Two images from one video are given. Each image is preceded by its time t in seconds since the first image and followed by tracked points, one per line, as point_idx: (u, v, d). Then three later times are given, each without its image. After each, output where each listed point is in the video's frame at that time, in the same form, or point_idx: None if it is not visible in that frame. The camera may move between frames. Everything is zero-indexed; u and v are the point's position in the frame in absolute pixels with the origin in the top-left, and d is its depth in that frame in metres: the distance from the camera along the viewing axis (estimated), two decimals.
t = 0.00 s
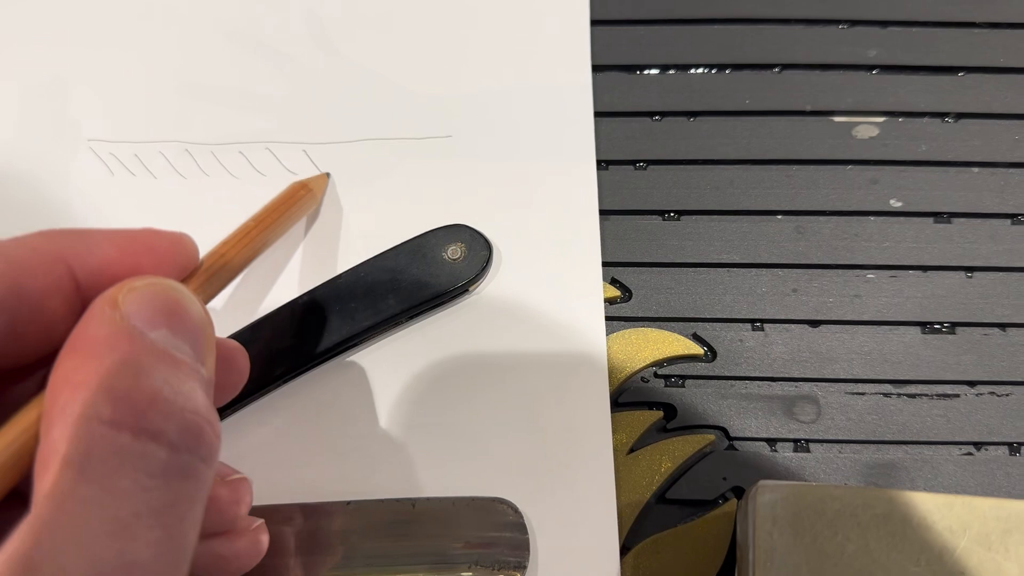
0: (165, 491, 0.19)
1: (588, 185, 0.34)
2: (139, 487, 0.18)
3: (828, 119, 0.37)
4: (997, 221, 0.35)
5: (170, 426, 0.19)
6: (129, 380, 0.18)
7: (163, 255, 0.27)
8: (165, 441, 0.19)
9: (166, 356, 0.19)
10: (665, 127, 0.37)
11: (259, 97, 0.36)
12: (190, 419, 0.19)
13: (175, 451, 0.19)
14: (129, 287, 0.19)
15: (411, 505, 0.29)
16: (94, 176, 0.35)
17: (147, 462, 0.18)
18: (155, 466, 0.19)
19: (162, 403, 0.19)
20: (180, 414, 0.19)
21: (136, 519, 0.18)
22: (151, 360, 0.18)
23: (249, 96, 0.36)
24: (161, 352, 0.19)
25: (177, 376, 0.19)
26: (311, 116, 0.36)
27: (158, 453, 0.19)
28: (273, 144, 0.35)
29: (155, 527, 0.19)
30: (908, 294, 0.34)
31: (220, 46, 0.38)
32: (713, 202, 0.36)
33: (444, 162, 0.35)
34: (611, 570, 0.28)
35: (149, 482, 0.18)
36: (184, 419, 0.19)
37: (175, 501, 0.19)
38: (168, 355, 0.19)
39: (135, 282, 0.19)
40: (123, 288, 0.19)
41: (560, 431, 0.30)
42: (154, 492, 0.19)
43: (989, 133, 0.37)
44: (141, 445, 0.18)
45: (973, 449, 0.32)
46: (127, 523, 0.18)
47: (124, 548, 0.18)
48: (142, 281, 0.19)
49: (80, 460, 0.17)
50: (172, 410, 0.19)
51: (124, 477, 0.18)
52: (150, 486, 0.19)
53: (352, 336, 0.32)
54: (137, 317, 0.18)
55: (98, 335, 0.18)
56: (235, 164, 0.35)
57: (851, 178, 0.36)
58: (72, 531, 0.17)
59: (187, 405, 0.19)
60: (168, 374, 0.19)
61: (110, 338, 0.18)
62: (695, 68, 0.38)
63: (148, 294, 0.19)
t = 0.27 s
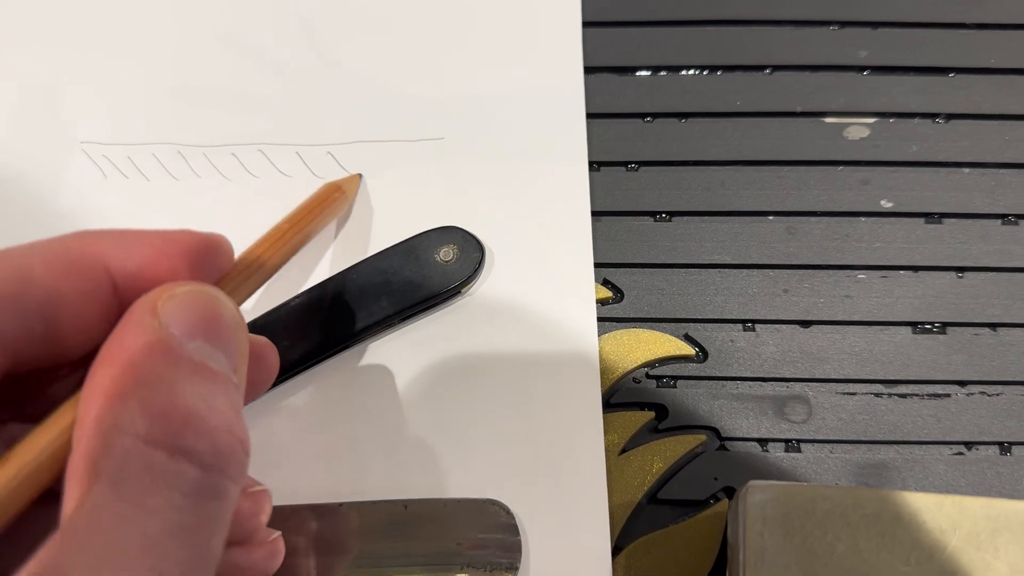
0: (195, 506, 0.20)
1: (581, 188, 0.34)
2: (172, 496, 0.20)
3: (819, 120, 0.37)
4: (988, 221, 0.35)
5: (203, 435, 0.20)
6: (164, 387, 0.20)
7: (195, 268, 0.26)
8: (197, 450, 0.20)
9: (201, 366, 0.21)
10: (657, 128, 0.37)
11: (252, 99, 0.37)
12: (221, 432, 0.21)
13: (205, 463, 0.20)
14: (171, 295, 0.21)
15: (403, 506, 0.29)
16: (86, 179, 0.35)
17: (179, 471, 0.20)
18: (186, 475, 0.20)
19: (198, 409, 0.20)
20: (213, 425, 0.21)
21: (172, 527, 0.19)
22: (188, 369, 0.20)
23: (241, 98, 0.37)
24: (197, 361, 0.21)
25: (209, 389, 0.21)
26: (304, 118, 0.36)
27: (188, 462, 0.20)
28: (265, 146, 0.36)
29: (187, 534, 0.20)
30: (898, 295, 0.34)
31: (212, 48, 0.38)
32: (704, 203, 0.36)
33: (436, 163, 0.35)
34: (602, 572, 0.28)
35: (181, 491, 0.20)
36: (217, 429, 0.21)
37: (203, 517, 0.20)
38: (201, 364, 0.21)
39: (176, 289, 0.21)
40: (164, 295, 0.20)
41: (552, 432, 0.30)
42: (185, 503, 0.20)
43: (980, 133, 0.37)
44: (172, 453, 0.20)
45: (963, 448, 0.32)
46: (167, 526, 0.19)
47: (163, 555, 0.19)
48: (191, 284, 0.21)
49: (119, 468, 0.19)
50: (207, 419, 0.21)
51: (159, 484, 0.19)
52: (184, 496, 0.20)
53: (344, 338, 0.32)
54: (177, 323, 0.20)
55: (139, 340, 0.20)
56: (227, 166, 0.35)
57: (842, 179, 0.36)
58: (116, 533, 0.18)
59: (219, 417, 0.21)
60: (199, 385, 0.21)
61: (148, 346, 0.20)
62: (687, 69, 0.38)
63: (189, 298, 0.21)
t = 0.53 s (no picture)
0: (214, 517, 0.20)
1: (571, 188, 0.34)
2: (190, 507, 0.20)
3: (809, 121, 0.37)
4: (977, 222, 0.35)
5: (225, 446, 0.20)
6: (185, 395, 0.20)
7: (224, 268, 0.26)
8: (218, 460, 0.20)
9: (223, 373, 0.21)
10: (647, 129, 0.37)
11: (243, 100, 0.36)
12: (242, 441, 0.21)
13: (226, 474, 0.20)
14: (197, 296, 0.20)
15: (391, 508, 0.29)
16: (75, 180, 0.35)
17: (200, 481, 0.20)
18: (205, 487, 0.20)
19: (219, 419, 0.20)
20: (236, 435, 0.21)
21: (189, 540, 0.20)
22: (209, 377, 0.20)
23: (231, 99, 0.36)
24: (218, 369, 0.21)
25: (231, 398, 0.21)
26: (294, 119, 0.36)
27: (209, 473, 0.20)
28: (255, 147, 0.35)
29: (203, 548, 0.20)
30: (888, 295, 0.34)
31: (202, 50, 0.38)
32: (694, 204, 0.36)
33: (426, 164, 0.35)
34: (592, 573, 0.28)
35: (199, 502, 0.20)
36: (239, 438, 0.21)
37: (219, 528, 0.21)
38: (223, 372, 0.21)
39: (205, 293, 0.21)
40: (193, 299, 0.20)
41: (543, 433, 0.30)
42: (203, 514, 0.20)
43: (969, 133, 0.37)
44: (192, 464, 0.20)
45: (953, 449, 0.32)
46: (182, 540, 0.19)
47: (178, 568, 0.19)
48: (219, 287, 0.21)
49: (138, 477, 0.19)
50: (229, 428, 0.21)
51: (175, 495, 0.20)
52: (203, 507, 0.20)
53: (333, 340, 0.32)
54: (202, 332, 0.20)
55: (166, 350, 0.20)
56: (217, 167, 0.35)
57: (832, 179, 0.36)
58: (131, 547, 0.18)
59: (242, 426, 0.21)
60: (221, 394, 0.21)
61: (173, 352, 0.20)
62: (677, 70, 0.38)
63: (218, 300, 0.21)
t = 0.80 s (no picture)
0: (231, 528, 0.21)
1: (565, 191, 0.34)
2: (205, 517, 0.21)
3: (803, 123, 0.37)
4: (971, 224, 0.35)
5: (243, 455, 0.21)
6: (206, 406, 0.21)
7: (244, 272, 0.28)
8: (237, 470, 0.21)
9: (247, 386, 0.22)
10: (641, 132, 0.37)
11: (237, 103, 0.36)
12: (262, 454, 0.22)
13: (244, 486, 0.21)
14: (224, 309, 0.22)
15: (385, 513, 0.29)
16: (68, 183, 0.35)
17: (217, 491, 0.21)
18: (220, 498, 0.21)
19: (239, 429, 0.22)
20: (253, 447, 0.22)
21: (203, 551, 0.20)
22: (232, 389, 0.22)
23: (226, 102, 0.36)
24: (242, 383, 0.22)
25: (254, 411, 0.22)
26: (289, 122, 0.36)
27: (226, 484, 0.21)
28: (249, 150, 0.35)
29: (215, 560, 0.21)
30: (882, 298, 0.34)
31: (197, 52, 0.38)
32: (688, 207, 0.36)
33: (420, 167, 0.35)
34: None
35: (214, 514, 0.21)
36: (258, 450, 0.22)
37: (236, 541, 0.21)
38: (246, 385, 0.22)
39: (235, 302, 0.23)
40: (220, 311, 0.22)
41: (535, 436, 0.30)
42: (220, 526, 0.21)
43: (964, 136, 0.37)
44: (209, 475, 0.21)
45: (947, 452, 0.32)
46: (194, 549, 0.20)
47: None
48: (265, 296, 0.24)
49: (154, 489, 0.20)
50: (249, 440, 0.22)
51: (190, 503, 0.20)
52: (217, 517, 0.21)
53: (327, 344, 0.32)
54: (224, 344, 0.22)
55: (190, 360, 0.21)
56: (211, 170, 0.35)
57: (826, 182, 0.36)
58: (144, 552, 0.19)
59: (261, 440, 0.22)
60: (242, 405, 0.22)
61: (199, 364, 0.21)
62: (671, 72, 0.38)
63: (245, 312, 0.22)
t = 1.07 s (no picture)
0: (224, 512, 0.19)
1: (564, 195, 0.34)
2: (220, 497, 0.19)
3: (801, 127, 0.37)
4: (969, 228, 0.35)
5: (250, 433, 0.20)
6: (142, 398, 0.17)
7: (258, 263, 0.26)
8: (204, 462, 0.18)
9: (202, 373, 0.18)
10: (639, 135, 0.37)
11: (235, 106, 0.36)
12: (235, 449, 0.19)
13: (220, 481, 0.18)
14: (164, 278, 0.18)
15: (384, 517, 0.29)
16: (67, 185, 0.35)
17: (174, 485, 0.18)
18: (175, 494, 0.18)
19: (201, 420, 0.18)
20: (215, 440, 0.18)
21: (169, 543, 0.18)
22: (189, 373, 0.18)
23: (224, 105, 0.36)
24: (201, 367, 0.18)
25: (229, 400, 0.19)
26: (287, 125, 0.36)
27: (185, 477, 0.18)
28: (248, 153, 0.35)
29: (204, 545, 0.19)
30: (881, 301, 0.34)
31: (195, 55, 0.38)
32: (686, 210, 0.36)
33: (420, 170, 0.35)
34: None
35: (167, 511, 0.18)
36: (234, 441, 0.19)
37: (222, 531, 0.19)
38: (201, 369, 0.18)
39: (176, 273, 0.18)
40: (158, 282, 0.18)
41: (534, 439, 0.30)
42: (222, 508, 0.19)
43: (961, 140, 0.37)
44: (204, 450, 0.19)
45: (945, 455, 0.32)
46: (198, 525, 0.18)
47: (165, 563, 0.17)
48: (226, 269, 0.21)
49: (87, 487, 0.17)
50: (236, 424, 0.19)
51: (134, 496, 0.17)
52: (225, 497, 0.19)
53: (327, 346, 0.32)
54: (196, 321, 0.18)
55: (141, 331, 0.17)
56: (210, 173, 0.35)
57: (824, 186, 0.36)
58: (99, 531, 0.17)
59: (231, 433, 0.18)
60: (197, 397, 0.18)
61: (124, 348, 0.17)
62: (669, 76, 0.38)
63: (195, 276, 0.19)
